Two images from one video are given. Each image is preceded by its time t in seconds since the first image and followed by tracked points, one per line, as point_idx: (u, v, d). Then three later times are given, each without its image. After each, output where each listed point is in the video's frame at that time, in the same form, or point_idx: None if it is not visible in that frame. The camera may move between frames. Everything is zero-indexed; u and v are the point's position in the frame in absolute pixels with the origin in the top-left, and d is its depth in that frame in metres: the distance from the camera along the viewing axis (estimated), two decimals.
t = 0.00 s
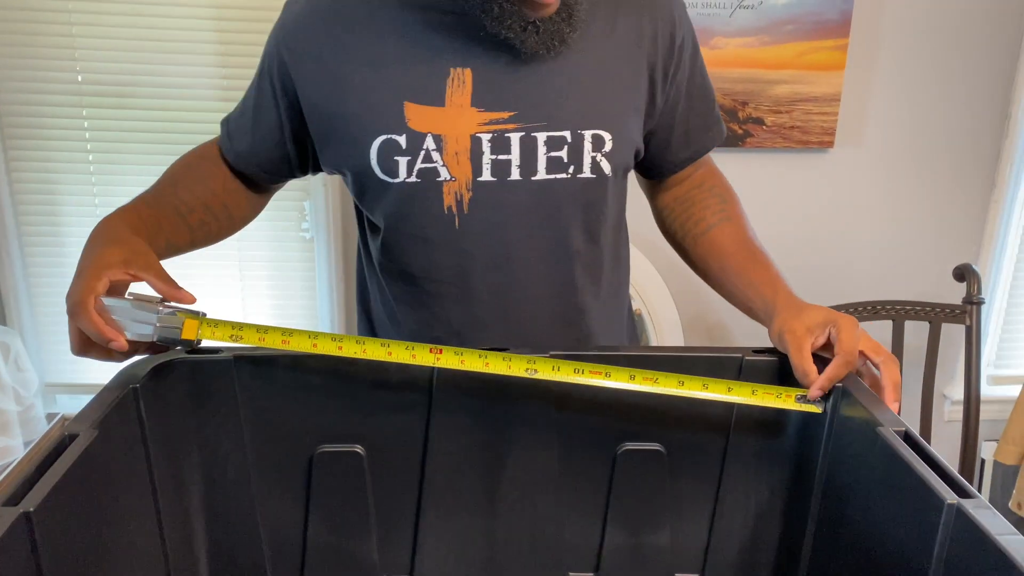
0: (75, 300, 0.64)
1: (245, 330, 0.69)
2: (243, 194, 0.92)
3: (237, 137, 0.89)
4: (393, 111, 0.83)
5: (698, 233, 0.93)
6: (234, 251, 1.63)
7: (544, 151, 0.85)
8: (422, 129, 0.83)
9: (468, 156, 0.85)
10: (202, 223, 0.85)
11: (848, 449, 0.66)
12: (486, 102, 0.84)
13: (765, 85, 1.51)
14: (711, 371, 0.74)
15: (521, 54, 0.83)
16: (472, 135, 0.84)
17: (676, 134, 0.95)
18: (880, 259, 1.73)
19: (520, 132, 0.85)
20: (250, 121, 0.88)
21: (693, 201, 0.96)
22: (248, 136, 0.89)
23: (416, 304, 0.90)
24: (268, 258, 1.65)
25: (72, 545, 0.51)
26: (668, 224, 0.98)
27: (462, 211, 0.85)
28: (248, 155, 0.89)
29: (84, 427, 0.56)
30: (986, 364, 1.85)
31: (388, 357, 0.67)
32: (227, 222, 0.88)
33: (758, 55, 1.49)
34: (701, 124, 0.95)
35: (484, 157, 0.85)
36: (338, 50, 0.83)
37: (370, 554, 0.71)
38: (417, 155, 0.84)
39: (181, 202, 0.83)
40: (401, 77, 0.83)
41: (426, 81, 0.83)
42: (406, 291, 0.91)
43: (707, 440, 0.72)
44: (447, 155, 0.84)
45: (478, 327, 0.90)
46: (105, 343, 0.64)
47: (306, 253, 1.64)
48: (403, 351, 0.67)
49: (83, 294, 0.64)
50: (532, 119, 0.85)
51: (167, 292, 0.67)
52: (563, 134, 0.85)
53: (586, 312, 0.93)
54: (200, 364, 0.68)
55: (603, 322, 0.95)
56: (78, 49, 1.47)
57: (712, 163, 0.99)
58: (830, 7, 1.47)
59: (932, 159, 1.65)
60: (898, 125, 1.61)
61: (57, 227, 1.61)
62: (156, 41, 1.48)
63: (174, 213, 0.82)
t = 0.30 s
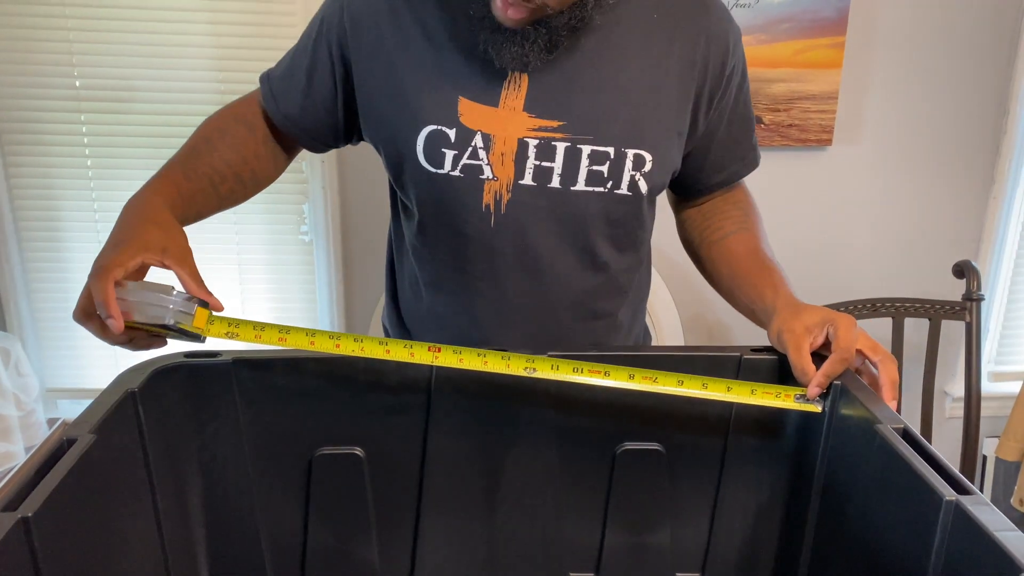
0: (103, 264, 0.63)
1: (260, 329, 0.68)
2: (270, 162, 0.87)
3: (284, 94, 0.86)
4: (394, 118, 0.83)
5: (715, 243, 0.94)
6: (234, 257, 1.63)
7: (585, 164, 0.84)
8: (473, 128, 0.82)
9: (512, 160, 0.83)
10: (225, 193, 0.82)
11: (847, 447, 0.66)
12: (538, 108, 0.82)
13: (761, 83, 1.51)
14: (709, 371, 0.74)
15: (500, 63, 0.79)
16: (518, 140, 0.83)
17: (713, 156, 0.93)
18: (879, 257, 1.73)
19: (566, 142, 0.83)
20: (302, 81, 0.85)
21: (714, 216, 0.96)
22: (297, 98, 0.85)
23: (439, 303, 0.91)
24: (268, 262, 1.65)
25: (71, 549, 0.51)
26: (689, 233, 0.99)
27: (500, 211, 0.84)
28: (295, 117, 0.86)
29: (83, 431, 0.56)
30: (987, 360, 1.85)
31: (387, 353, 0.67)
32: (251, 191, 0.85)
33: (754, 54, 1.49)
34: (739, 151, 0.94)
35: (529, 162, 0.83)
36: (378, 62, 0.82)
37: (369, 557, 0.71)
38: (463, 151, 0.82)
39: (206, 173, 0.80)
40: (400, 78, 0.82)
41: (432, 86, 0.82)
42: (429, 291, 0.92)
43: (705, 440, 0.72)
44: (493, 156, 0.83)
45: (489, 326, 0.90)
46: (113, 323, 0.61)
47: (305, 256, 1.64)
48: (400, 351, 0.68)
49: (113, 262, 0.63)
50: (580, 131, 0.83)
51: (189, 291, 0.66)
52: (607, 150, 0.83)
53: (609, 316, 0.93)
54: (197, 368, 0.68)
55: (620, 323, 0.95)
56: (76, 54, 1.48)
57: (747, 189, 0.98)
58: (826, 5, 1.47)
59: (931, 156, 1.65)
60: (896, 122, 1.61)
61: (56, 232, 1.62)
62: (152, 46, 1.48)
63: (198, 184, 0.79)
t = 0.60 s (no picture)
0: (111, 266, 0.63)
1: (257, 347, 0.68)
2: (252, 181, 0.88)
3: (255, 114, 0.83)
4: (359, 123, 0.80)
5: (698, 240, 0.92)
6: (235, 258, 1.64)
7: (553, 160, 0.81)
8: (438, 129, 0.79)
9: (480, 160, 0.80)
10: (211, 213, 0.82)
11: (848, 443, 0.66)
12: (504, 107, 0.79)
13: (762, 80, 1.51)
14: (710, 368, 0.74)
15: (460, 64, 0.77)
16: (485, 139, 0.80)
17: (683, 149, 0.91)
18: (880, 253, 1.73)
19: (534, 140, 0.80)
20: (269, 98, 0.83)
21: (692, 208, 0.94)
22: (265, 115, 0.83)
23: (410, 306, 0.90)
24: (269, 264, 1.65)
25: (75, 550, 0.51)
26: (670, 231, 0.96)
27: (469, 212, 0.82)
28: (263, 133, 0.84)
29: (87, 433, 0.56)
30: (989, 356, 1.85)
31: (387, 367, 0.68)
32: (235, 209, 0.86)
33: (754, 51, 1.49)
34: (705, 142, 0.92)
35: (496, 162, 0.81)
36: (336, 63, 0.79)
37: (374, 556, 0.71)
38: (430, 154, 0.79)
39: (197, 191, 0.80)
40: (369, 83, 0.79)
41: (379, 77, 0.79)
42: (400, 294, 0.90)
43: (707, 437, 0.72)
44: (460, 157, 0.80)
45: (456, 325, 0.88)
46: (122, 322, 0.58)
47: (307, 257, 1.65)
48: (399, 362, 0.68)
49: (123, 265, 0.63)
50: (546, 129, 0.80)
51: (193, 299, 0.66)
52: (574, 145, 0.81)
53: (580, 317, 0.91)
54: (197, 369, 0.67)
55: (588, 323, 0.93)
56: (78, 58, 1.48)
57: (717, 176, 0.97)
58: (826, 2, 1.47)
59: (932, 152, 1.65)
60: (897, 118, 1.61)
61: (58, 235, 1.62)
62: (156, 49, 1.49)
63: (188, 203, 0.78)
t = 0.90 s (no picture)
0: None
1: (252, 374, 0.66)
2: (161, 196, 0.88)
3: (171, 126, 0.86)
4: (291, 129, 0.80)
5: (675, 239, 0.91)
6: (237, 260, 1.64)
7: (480, 165, 0.81)
8: (359, 139, 0.80)
9: (405, 167, 0.81)
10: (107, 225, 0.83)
11: (847, 442, 0.66)
12: (424, 112, 0.80)
13: (761, 79, 1.51)
14: (710, 367, 0.75)
15: (373, 72, 0.77)
16: (408, 146, 0.80)
17: (626, 144, 0.91)
18: (880, 251, 1.73)
19: (457, 144, 0.80)
20: (189, 110, 0.85)
21: (662, 207, 0.93)
22: (186, 128, 0.86)
23: (348, 316, 0.90)
24: (269, 265, 1.65)
25: (76, 550, 0.51)
26: (639, 232, 0.95)
27: (398, 221, 0.82)
28: (187, 145, 0.86)
29: (87, 435, 0.56)
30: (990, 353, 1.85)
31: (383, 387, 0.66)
32: (139, 223, 0.87)
33: (754, 50, 1.48)
34: (650, 134, 0.91)
35: (421, 168, 0.81)
36: (251, 68, 0.80)
37: (375, 556, 0.72)
38: (354, 164, 0.80)
39: (96, 200, 0.82)
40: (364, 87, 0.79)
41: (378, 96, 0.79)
42: (336, 304, 0.90)
43: (707, 437, 0.72)
44: (384, 165, 0.80)
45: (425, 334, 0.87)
46: None
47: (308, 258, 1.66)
48: (398, 386, 0.66)
49: None
50: (470, 132, 0.80)
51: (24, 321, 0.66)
52: (500, 148, 0.81)
53: (519, 321, 0.90)
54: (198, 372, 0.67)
55: (535, 326, 0.92)
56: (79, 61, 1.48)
57: (675, 166, 0.96)
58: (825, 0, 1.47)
59: (932, 150, 1.65)
60: (896, 116, 1.61)
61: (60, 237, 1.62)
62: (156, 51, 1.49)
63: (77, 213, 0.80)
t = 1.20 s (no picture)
0: None
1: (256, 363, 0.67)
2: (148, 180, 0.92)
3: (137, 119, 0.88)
4: (260, 132, 0.82)
5: (667, 240, 0.90)
6: (239, 261, 1.64)
7: (440, 168, 0.82)
8: (319, 140, 0.81)
9: (364, 169, 0.82)
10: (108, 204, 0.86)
11: (847, 443, 0.66)
12: (383, 115, 0.81)
13: (761, 79, 1.51)
14: (710, 368, 0.75)
15: (336, 79, 0.80)
16: (367, 149, 0.81)
17: (600, 145, 0.91)
18: (880, 251, 1.73)
19: (416, 147, 0.81)
20: (154, 107, 0.87)
21: (651, 208, 0.93)
22: (149, 123, 0.88)
23: (314, 318, 0.90)
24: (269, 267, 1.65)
25: (78, 552, 0.52)
26: (630, 233, 0.95)
27: (357, 223, 0.83)
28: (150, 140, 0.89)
29: (88, 437, 0.56)
30: (992, 354, 1.84)
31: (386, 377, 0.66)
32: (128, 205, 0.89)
33: (754, 50, 1.48)
34: (625, 135, 0.92)
35: (381, 170, 0.82)
36: (216, 73, 0.82)
37: (377, 557, 0.72)
38: (312, 165, 0.82)
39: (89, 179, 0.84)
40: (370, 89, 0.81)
41: (390, 102, 0.81)
42: (306, 306, 0.90)
43: (708, 437, 0.72)
44: (343, 167, 0.82)
45: (426, 335, 0.88)
46: None
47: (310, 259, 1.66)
48: (399, 368, 0.67)
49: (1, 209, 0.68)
50: (429, 134, 0.82)
51: None
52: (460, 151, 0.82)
53: (495, 322, 0.91)
54: (202, 373, 0.68)
55: (506, 328, 0.92)
56: (80, 62, 1.44)
57: (659, 163, 0.96)
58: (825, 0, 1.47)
59: (932, 150, 1.65)
60: (897, 115, 1.61)
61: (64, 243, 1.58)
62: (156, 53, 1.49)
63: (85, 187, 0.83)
